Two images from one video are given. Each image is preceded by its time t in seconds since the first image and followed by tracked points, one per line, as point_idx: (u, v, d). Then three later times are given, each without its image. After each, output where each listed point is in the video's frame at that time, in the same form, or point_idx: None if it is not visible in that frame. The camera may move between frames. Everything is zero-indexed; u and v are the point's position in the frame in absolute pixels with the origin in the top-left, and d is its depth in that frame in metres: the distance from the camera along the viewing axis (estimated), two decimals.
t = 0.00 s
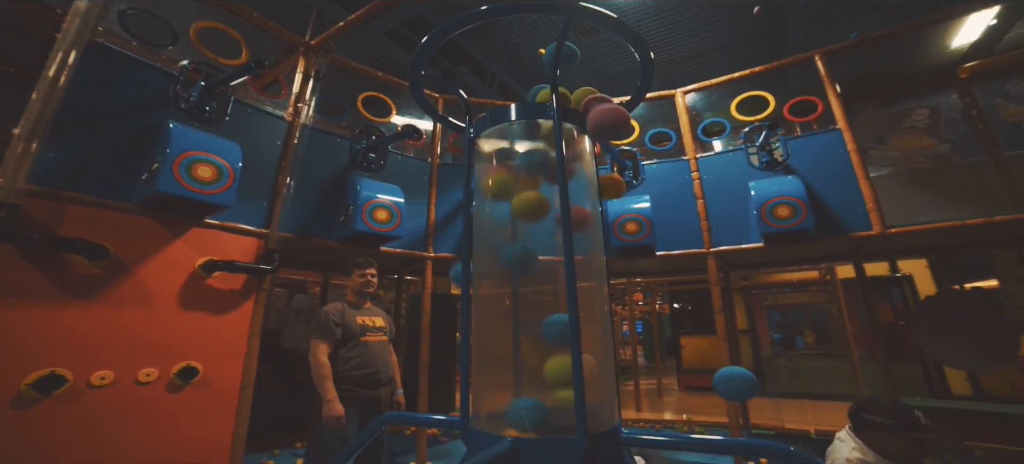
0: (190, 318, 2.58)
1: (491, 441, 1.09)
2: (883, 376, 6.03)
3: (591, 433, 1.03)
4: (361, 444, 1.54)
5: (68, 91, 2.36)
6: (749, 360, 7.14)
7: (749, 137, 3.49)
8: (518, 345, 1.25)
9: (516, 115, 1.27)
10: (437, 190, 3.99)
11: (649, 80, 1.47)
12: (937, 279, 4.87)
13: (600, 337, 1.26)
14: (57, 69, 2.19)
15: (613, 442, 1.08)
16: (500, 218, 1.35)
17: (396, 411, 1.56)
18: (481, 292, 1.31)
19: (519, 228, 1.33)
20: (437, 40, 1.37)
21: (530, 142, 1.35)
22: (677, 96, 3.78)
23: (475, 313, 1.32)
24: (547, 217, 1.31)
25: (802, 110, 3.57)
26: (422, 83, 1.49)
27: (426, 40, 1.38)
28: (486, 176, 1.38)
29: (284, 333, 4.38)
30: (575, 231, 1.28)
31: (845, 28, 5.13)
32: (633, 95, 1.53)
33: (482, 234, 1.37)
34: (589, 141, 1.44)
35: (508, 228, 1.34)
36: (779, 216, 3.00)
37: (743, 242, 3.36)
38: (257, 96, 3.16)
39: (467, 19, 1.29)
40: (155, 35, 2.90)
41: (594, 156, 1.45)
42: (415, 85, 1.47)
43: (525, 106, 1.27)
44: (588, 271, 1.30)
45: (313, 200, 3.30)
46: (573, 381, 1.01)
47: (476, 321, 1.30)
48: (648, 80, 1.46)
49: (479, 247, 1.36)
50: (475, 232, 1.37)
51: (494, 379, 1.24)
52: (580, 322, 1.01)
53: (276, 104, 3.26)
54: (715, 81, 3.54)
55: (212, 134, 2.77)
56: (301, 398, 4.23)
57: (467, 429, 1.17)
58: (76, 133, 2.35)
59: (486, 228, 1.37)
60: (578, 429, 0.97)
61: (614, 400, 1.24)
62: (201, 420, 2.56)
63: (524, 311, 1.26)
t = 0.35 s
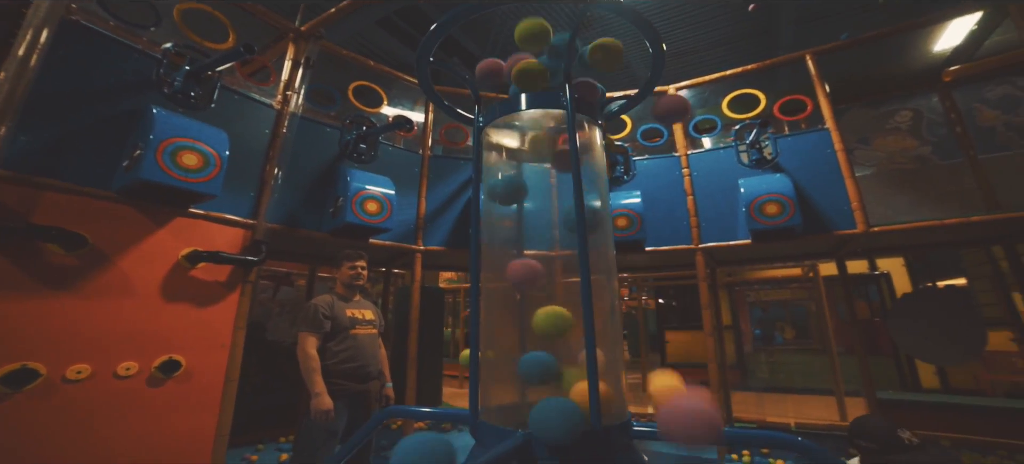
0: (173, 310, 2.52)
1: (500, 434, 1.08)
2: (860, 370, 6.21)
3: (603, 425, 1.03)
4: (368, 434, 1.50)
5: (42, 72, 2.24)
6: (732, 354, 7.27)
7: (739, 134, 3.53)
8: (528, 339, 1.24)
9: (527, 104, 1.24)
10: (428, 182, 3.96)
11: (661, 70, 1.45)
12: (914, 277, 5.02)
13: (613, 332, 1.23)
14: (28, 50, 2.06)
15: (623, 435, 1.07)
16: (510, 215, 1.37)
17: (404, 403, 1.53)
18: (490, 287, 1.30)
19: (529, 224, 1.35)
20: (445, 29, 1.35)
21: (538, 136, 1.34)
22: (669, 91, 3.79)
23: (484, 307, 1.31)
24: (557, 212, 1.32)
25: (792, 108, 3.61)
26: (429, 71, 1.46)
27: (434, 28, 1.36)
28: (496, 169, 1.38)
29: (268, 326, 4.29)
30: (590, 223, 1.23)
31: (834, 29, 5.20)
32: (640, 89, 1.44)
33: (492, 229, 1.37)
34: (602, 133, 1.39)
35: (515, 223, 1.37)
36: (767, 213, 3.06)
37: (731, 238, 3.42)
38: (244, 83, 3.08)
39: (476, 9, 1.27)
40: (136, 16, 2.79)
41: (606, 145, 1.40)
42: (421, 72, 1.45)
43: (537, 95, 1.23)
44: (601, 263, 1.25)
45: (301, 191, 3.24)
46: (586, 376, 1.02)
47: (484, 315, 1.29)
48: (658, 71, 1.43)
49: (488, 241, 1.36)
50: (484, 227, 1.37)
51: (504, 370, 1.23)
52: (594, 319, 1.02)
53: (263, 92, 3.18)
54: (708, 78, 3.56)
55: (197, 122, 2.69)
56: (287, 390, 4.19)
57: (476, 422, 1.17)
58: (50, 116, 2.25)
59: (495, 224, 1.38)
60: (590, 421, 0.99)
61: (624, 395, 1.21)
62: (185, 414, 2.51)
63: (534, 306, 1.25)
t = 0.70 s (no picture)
0: (128, 305, 2.36)
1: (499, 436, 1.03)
2: (819, 368, 6.50)
3: (606, 426, 1.00)
4: (347, 438, 1.36)
5: None
6: (700, 352, 7.47)
7: (717, 138, 3.63)
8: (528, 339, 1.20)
9: (527, 96, 1.22)
10: (406, 177, 3.88)
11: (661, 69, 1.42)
12: (871, 280, 5.29)
13: (613, 332, 1.21)
14: None
15: (622, 435, 1.03)
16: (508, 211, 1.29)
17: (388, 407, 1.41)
18: (487, 288, 1.25)
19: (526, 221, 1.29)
20: (442, 18, 1.32)
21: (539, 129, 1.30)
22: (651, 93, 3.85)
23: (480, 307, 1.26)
24: (558, 207, 1.25)
25: (767, 115, 3.73)
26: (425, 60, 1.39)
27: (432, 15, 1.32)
28: (492, 165, 1.34)
29: (234, 322, 4.11)
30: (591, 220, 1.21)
31: (806, 40, 5.40)
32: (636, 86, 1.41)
33: (486, 227, 1.31)
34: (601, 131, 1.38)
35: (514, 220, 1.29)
36: (741, 216, 3.16)
37: (705, 239, 3.50)
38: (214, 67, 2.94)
39: None
40: None
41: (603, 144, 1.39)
42: (417, 59, 1.37)
43: (538, 87, 1.22)
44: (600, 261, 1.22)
45: (274, 182, 3.12)
46: (587, 376, 1.00)
47: (481, 314, 1.24)
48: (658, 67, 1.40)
49: (485, 240, 1.29)
50: (481, 227, 1.31)
51: (496, 371, 1.19)
52: (596, 317, 1.00)
53: (235, 78, 3.04)
54: (688, 81, 3.64)
55: (162, 105, 2.54)
56: (252, 389, 4.03)
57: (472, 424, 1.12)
58: None
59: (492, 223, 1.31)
60: (594, 423, 0.96)
61: (622, 396, 1.17)
62: (139, 416, 2.36)
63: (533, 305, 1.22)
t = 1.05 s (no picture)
0: (79, 302, 2.21)
1: (497, 436, 1.01)
2: (782, 367, 6.75)
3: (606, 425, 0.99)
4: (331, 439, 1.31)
5: None
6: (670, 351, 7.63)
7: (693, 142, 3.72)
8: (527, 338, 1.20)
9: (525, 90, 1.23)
10: (383, 173, 3.80)
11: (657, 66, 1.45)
12: (832, 283, 5.54)
13: (611, 331, 1.22)
14: None
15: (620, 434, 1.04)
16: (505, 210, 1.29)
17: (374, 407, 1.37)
18: (483, 288, 1.25)
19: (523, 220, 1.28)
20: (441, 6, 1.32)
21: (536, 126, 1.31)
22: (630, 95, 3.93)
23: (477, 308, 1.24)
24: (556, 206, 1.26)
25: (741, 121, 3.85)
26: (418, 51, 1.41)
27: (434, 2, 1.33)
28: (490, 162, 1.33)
29: (195, 321, 3.92)
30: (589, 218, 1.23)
31: (776, 51, 5.60)
32: (629, 86, 1.47)
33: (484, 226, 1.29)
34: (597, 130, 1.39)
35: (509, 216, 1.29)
36: (715, 218, 3.25)
37: (680, 241, 3.58)
38: (182, 51, 2.80)
39: None
40: None
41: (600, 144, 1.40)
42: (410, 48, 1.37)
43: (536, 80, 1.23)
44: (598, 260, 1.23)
45: (244, 175, 2.99)
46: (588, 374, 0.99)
47: (478, 314, 1.22)
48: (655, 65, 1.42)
49: (481, 239, 1.27)
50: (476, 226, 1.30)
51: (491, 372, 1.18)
52: (598, 314, 1.01)
53: (204, 64, 2.90)
54: (667, 86, 3.73)
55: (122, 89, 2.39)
56: (215, 390, 3.85)
57: (467, 425, 1.09)
58: None
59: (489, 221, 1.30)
60: (594, 420, 0.95)
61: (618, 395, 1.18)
62: (89, 420, 2.21)
63: (532, 305, 1.22)
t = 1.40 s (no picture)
0: (14, 296, 2.04)
1: (486, 428, 1.01)
2: (742, 360, 7.04)
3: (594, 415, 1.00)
4: (308, 433, 1.31)
5: None
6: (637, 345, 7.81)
7: (664, 141, 3.82)
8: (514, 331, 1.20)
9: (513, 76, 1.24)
10: (353, 164, 3.70)
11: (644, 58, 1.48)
12: (790, 279, 5.82)
13: (597, 323, 1.23)
14: None
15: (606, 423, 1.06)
16: (489, 203, 1.29)
17: (350, 401, 1.35)
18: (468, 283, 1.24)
19: (508, 215, 1.29)
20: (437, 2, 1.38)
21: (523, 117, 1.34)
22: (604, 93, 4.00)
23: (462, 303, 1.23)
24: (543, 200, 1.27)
25: (711, 122, 3.97)
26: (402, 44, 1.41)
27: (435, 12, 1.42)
28: (476, 156, 1.34)
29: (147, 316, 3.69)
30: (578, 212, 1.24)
31: (745, 54, 5.79)
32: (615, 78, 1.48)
33: (468, 219, 1.30)
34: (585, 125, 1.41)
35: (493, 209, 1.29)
36: (685, 216, 3.34)
37: (650, 238, 3.67)
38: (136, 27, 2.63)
39: None
40: None
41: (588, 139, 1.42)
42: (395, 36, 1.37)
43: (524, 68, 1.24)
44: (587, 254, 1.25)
45: (204, 162, 2.84)
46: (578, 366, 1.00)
47: (463, 308, 1.21)
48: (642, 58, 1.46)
49: (465, 233, 1.27)
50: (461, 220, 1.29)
51: (476, 366, 1.18)
52: (587, 306, 1.02)
53: (160, 43, 2.73)
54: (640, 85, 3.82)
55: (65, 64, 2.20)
56: (168, 388, 3.65)
57: (452, 418, 1.08)
58: None
59: (473, 215, 1.29)
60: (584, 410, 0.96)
61: (604, 386, 1.20)
62: (24, 423, 2.05)
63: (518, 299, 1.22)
